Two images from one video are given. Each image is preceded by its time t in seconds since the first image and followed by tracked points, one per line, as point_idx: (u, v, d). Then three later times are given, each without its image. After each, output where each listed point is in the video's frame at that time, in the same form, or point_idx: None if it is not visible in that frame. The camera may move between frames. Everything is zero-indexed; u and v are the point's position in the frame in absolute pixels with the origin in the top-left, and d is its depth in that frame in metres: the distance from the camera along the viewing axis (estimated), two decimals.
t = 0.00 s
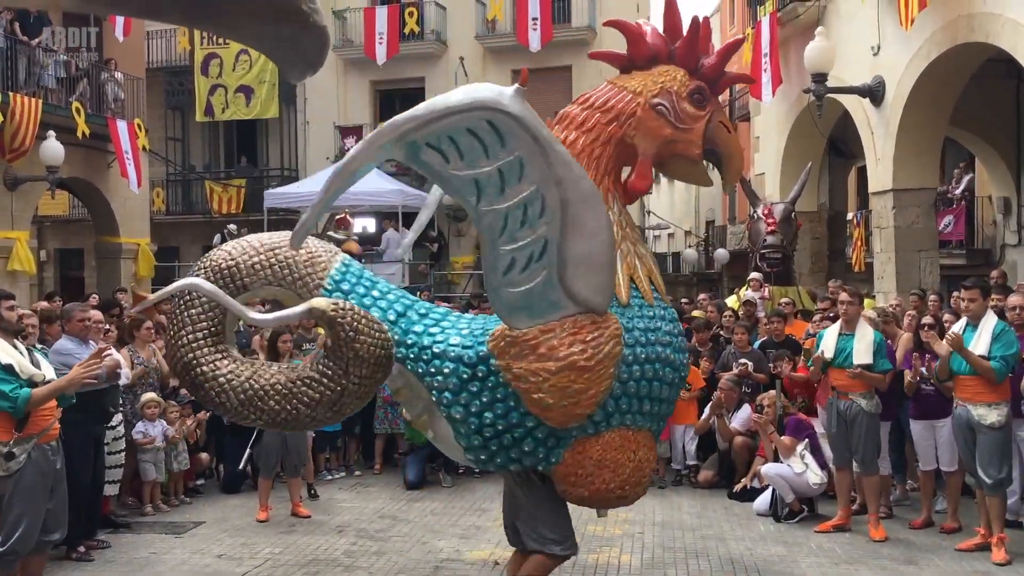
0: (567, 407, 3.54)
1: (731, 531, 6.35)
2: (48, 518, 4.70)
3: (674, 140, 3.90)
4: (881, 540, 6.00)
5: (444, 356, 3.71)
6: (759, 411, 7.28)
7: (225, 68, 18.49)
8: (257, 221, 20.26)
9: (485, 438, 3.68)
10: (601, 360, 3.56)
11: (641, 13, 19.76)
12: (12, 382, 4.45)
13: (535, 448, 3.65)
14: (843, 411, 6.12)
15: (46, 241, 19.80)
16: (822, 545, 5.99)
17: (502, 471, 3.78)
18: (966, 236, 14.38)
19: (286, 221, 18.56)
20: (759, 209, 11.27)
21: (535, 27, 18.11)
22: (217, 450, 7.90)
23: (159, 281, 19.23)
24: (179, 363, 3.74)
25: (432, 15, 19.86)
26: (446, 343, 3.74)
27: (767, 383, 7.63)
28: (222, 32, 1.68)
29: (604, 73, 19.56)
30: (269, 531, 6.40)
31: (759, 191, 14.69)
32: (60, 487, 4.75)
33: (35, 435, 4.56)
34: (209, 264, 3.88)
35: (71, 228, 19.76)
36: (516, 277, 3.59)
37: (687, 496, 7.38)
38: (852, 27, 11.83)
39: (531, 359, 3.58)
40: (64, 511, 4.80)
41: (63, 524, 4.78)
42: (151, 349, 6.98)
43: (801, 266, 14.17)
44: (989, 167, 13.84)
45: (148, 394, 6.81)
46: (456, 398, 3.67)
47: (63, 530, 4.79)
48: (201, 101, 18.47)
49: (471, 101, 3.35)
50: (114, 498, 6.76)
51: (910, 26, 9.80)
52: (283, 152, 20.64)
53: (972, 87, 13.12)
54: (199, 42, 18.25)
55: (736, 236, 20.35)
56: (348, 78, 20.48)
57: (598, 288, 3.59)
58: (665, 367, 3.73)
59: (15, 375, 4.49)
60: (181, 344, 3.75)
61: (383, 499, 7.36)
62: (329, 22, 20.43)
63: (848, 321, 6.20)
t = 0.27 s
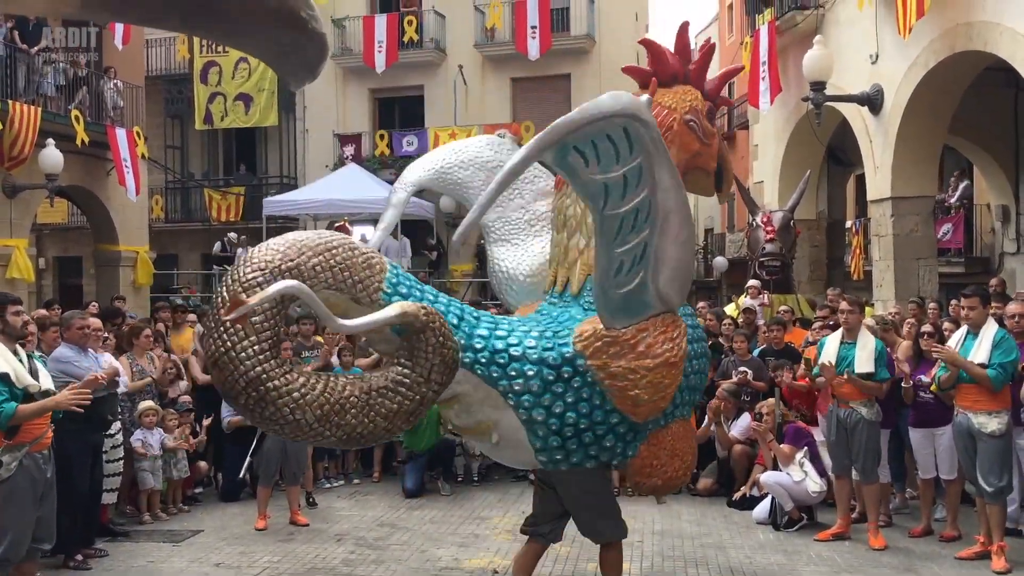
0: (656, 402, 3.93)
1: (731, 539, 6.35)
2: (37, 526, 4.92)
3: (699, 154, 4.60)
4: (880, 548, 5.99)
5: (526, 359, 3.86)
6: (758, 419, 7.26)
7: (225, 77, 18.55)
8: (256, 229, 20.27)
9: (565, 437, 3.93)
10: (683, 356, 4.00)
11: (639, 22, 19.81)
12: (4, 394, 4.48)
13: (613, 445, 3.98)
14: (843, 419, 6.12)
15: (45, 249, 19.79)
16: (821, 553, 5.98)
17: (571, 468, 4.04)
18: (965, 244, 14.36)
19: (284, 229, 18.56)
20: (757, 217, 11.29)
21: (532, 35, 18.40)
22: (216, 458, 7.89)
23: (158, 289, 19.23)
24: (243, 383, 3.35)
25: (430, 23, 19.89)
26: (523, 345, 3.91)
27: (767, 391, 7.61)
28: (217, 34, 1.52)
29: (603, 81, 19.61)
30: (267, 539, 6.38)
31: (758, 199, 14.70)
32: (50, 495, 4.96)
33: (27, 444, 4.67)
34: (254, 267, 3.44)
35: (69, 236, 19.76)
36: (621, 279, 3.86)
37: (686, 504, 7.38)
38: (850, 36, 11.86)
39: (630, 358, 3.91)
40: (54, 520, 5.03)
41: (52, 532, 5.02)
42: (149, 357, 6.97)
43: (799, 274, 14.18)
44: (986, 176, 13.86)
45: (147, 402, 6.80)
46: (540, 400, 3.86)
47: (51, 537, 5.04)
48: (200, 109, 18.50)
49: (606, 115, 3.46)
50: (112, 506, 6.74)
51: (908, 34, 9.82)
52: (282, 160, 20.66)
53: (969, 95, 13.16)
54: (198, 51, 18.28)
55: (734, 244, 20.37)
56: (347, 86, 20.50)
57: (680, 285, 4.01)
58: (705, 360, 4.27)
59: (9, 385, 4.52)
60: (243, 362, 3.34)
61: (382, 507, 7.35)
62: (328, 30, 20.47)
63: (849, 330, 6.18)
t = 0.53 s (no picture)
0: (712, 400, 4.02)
1: (729, 545, 6.33)
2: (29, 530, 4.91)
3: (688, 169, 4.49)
4: (879, 554, 5.98)
5: (613, 368, 3.73)
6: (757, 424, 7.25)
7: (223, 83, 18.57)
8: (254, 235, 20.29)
9: (640, 443, 3.86)
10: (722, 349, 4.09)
11: (637, 28, 19.85)
12: (4, 397, 4.53)
13: (676, 447, 3.98)
14: (842, 424, 6.12)
15: (43, 255, 19.79)
16: (820, 559, 5.97)
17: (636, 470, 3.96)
18: (963, 250, 14.41)
19: (283, 235, 18.56)
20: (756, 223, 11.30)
21: (531, 41, 18.72)
22: (214, 464, 7.87)
23: (156, 295, 19.25)
24: (415, 408, 3.02)
25: (429, 29, 19.91)
26: (601, 355, 3.75)
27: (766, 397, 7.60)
28: (218, 35, 1.19)
29: (601, 87, 19.63)
30: (265, 545, 6.36)
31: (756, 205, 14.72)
32: (44, 500, 4.97)
33: (23, 449, 4.71)
34: (393, 291, 3.06)
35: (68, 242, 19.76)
36: (704, 290, 3.83)
37: (685, 510, 7.37)
38: (848, 42, 11.89)
39: (702, 363, 3.94)
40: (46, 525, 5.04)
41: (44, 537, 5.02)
42: (147, 362, 6.96)
43: (798, 280, 14.19)
44: (984, 181, 13.88)
45: (145, 408, 6.79)
46: (625, 408, 3.76)
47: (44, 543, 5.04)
48: (199, 115, 18.52)
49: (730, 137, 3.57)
50: (110, 512, 6.72)
51: (907, 40, 9.83)
52: (281, 166, 20.66)
53: (966, 102, 13.18)
54: (196, 57, 18.29)
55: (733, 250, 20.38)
56: (345, 92, 20.51)
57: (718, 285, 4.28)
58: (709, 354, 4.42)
59: (8, 389, 4.56)
60: (399, 385, 3.00)
61: (380, 513, 7.34)
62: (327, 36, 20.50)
63: (848, 335, 6.17)
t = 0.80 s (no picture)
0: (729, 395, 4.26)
1: (727, 549, 6.32)
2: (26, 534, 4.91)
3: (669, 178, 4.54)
4: (877, 558, 5.96)
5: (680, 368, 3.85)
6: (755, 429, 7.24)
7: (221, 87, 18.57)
8: (252, 239, 20.29)
9: (686, 440, 3.95)
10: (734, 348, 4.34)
11: (635, 33, 19.86)
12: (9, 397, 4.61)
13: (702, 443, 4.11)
14: (839, 428, 6.12)
15: (40, 260, 19.79)
16: (818, 564, 5.96)
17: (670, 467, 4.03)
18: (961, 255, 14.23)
19: (281, 240, 18.57)
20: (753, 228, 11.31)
21: (529, 46, 18.77)
22: (211, 468, 7.86)
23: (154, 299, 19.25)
24: (627, 427, 3.24)
25: (427, 34, 19.91)
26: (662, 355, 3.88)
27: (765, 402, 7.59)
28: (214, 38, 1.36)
29: (599, 92, 19.65)
30: (262, 550, 6.34)
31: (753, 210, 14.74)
32: (40, 505, 4.97)
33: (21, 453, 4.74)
34: (594, 305, 3.18)
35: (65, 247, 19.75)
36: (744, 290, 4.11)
37: (683, 515, 7.36)
38: (845, 47, 11.90)
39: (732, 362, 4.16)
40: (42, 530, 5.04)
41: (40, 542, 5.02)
42: (144, 367, 6.95)
43: (795, 284, 14.20)
44: (981, 186, 13.89)
45: (143, 412, 6.77)
46: (682, 405, 3.84)
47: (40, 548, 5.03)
48: (197, 120, 18.53)
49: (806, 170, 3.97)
50: (106, 517, 6.71)
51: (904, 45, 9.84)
52: (278, 170, 20.66)
53: (963, 107, 13.19)
54: (195, 61, 18.30)
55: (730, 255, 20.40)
56: (343, 96, 20.50)
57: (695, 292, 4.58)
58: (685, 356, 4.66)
59: (9, 391, 4.64)
60: (618, 406, 3.18)
61: (377, 518, 7.32)
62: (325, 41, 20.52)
63: (845, 338, 6.18)
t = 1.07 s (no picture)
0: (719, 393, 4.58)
1: (724, 553, 6.31)
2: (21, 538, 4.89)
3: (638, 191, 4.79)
4: (875, 561, 5.97)
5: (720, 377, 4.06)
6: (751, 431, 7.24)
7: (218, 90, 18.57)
8: (250, 242, 20.29)
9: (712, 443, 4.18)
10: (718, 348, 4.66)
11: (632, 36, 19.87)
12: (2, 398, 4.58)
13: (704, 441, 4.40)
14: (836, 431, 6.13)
15: (37, 263, 19.76)
16: (815, 567, 5.95)
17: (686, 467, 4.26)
18: (958, 258, 14.39)
19: (278, 243, 18.56)
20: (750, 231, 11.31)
21: (527, 49, 18.78)
22: (207, 472, 7.84)
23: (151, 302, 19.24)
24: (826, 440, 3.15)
25: (425, 37, 19.92)
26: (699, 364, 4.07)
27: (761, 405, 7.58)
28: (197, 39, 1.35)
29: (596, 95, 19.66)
30: (257, 554, 6.32)
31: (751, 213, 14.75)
32: (35, 508, 4.94)
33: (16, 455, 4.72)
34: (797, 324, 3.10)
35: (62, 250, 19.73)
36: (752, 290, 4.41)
37: (679, 518, 7.35)
38: (842, 50, 11.92)
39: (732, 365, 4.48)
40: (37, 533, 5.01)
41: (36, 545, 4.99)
42: (140, 370, 6.94)
43: (792, 288, 14.21)
44: (978, 190, 13.90)
45: (139, 416, 6.75)
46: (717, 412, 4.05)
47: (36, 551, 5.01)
48: (195, 123, 18.52)
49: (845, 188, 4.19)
50: (102, 521, 6.69)
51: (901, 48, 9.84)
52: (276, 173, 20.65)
53: (960, 110, 13.20)
54: (192, 64, 18.29)
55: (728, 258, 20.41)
56: (340, 99, 20.49)
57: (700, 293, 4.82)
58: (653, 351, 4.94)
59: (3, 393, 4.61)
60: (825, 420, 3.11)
61: (374, 522, 7.30)
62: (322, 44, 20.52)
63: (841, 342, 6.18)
